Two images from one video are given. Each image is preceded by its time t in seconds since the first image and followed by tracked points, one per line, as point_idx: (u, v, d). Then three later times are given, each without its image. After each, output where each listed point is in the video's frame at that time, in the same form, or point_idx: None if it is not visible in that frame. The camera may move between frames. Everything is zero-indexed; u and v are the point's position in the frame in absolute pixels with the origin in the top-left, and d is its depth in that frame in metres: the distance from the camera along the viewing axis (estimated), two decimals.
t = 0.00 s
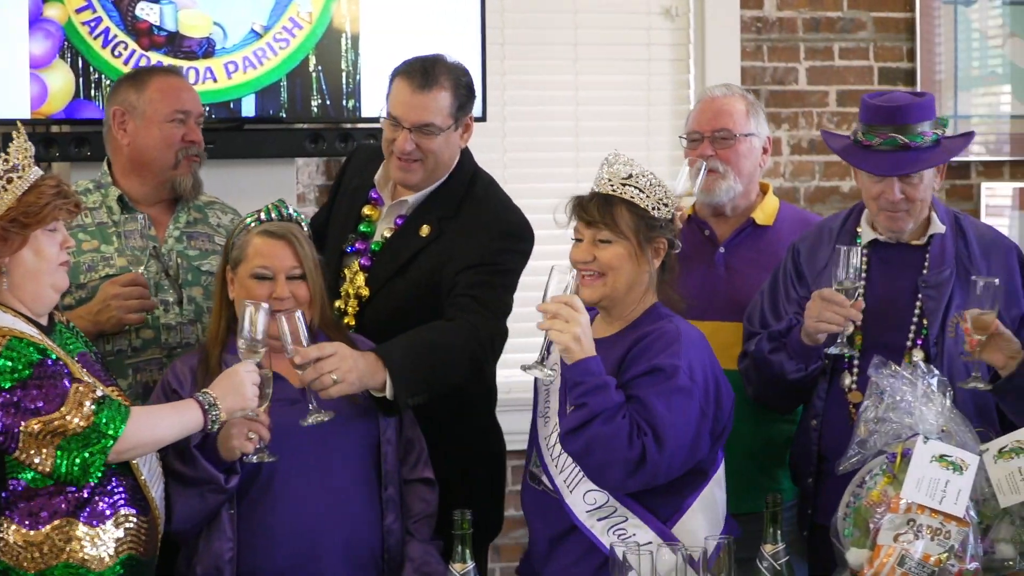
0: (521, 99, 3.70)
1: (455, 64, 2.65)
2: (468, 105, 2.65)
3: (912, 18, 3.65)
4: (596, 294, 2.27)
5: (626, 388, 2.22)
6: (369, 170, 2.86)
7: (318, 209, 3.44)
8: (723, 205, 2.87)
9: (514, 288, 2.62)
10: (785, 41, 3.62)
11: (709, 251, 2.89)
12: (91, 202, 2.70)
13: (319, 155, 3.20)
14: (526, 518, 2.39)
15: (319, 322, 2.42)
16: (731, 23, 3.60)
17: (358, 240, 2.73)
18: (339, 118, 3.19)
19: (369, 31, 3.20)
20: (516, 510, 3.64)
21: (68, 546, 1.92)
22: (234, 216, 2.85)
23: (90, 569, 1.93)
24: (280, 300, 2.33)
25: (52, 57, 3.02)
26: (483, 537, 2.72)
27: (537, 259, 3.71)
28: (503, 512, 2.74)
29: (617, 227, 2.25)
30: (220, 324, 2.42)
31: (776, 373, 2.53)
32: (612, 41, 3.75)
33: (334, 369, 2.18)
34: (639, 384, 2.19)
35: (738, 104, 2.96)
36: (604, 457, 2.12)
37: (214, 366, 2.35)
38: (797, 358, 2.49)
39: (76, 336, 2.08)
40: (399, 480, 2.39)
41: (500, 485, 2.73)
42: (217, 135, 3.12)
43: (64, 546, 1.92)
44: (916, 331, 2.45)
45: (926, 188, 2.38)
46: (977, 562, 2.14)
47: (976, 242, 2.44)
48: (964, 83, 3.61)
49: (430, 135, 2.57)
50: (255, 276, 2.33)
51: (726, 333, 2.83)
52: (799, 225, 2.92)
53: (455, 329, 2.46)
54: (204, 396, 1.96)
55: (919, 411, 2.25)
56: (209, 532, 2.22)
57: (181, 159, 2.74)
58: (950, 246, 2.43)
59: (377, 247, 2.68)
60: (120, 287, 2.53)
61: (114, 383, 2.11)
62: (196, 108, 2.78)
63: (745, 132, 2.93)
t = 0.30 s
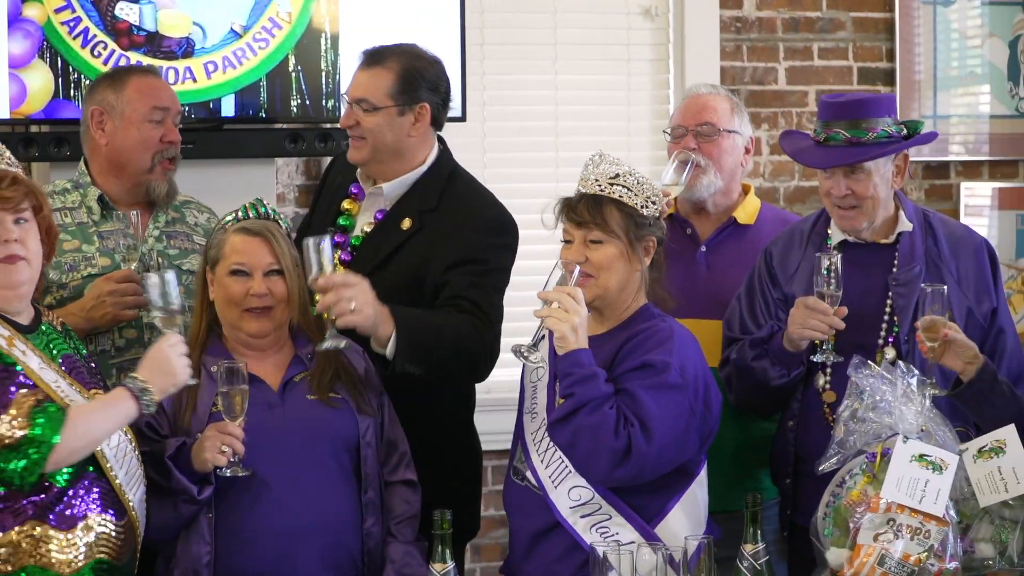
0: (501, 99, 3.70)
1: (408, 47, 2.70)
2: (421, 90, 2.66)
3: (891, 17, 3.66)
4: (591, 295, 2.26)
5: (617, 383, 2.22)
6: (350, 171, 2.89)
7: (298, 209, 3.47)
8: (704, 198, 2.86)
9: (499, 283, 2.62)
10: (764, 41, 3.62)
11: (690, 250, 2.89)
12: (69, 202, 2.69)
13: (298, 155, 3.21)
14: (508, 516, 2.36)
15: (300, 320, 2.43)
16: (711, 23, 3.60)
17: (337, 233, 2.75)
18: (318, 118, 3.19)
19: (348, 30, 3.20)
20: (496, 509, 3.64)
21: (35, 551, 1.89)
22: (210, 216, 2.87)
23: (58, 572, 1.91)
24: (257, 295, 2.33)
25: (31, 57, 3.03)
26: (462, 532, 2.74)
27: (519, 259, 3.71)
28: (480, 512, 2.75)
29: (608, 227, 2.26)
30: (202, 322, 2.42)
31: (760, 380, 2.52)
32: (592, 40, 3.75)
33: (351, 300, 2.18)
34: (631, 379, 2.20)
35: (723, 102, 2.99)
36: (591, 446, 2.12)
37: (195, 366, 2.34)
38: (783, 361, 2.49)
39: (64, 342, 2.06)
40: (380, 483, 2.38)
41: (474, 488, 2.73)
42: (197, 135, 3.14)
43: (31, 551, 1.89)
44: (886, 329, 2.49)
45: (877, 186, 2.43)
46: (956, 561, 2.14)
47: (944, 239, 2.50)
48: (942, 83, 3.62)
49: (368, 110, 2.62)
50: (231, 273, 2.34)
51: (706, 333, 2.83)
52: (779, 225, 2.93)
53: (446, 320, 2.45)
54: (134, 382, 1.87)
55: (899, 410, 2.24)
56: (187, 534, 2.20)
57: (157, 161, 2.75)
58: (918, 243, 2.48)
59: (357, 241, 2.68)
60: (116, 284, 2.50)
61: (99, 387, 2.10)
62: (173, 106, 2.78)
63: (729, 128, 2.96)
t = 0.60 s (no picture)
0: (490, 100, 3.70)
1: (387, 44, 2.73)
2: (402, 83, 2.68)
3: (880, 18, 3.66)
4: (586, 293, 2.27)
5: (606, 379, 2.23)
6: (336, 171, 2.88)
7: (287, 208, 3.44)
8: (695, 195, 2.87)
9: (496, 276, 2.65)
10: (754, 41, 3.62)
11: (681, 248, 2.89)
12: (56, 202, 2.66)
13: (288, 155, 3.19)
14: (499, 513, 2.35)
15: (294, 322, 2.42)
16: (700, 23, 3.60)
17: (320, 229, 2.76)
18: (308, 118, 3.18)
19: (338, 29, 3.20)
20: (487, 510, 3.64)
21: None
22: (193, 215, 2.89)
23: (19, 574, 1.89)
24: (243, 293, 2.32)
25: (20, 57, 3.03)
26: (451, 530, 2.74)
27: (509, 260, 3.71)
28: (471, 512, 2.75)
29: (605, 226, 2.26)
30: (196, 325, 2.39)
31: (759, 379, 2.52)
32: (582, 40, 3.75)
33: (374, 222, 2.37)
34: (622, 376, 2.19)
35: (715, 102, 2.99)
36: (575, 440, 2.13)
37: (190, 368, 2.32)
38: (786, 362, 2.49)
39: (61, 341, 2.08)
40: (374, 484, 2.38)
41: (457, 488, 2.73)
42: (186, 135, 3.13)
43: None
44: (875, 326, 2.51)
45: (857, 180, 2.45)
46: (946, 561, 2.14)
47: (934, 237, 2.51)
48: (932, 83, 3.62)
49: (351, 104, 2.64)
50: (219, 271, 2.33)
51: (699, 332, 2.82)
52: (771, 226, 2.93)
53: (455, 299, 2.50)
54: None
55: (888, 410, 2.24)
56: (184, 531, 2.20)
57: (136, 165, 2.72)
58: (907, 241, 2.48)
59: (345, 236, 2.72)
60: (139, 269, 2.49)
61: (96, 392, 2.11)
62: (156, 108, 2.76)
63: (721, 127, 2.96)
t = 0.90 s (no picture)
0: (488, 99, 3.70)
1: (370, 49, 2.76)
2: (379, 82, 2.72)
3: (878, 17, 3.66)
4: (592, 292, 2.28)
5: (607, 377, 2.23)
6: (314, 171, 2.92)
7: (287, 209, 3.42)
8: (690, 189, 2.88)
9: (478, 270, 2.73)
10: (751, 41, 3.62)
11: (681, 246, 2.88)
12: (54, 198, 2.65)
13: (285, 154, 3.19)
14: (501, 505, 2.43)
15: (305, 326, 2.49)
16: (697, 23, 3.60)
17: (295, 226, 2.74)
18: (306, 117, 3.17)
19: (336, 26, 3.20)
20: (483, 509, 3.63)
21: None
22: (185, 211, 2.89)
23: None
24: (251, 293, 2.33)
25: (17, 57, 3.02)
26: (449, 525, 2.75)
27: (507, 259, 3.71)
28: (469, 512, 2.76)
29: (609, 224, 2.26)
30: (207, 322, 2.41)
31: (754, 377, 2.52)
32: (579, 40, 3.75)
33: (311, 232, 2.41)
34: (621, 373, 2.20)
35: (715, 101, 3.00)
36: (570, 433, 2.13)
37: (206, 366, 2.33)
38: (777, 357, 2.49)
39: (59, 342, 2.07)
40: (380, 487, 2.45)
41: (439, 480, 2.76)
42: (184, 135, 3.14)
43: None
44: (872, 324, 2.51)
45: (854, 177, 2.46)
46: (943, 561, 2.14)
47: (932, 236, 2.51)
48: (929, 82, 3.62)
49: (335, 106, 2.66)
50: (226, 274, 2.35)
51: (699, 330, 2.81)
52: (769, 226, 2.94)
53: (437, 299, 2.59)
54: None
55: (885, 410, 2.25)
56: (195, 529, 2.25)
57: (132, 160, 2.70)
58: (906, 240, 2.49)
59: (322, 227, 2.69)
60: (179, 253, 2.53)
61: (94, 393, 2.09)
62: (147, 107, 2.75)
63: (721, 126, 2.97)
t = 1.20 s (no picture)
0: (482, 99, 3.71)
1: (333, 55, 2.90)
2: (346, 82, 2.87)
3: (872, 18, 3.66)
4: (592, 292, 2.29)
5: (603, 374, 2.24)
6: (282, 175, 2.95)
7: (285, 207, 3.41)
8: (683, 182, 2.89)
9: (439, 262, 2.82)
10: (745, 40, 3.62)
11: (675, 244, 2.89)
12: (54, 198, 2.63)
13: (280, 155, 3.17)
14: (500, 499, 2.45)
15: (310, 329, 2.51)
16: (691, 23, 3.60)
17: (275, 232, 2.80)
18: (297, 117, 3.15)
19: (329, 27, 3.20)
20: (477, 510, 3.63)
21: None
22: (176, 211, 2.91)
23: None
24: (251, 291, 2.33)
25: (11, 56, 3.01)
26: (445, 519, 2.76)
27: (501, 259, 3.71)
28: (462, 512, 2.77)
29: (610, 222, 2.27)
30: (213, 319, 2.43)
31: (742, 367, 2.51)
32: (574, 40, 3.75)
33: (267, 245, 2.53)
34: (617, 369, 2.20)
35: (711, 101, 3.01)
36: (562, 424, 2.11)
37: (208, 364, 2.35)
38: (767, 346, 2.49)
39: (54, 343, 2.06)
40: (380, 491, 2.48)
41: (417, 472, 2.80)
42: (177, 135, 3.12)
43: None
44: (868, 322, 2.50)
45: (848, 175, 2.47)
46: (937, 561, 2.14)
47: (929, 234, 2.53)
48: (923, 83, 3.62)
49: (310, 106, 2.78)
50: (227, 272, 2.37)
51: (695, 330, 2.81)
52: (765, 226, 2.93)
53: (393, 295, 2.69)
54: None
55: (880, 410, 2.25)
56: (192, 525, 2.28)
57: (131, 160, 2.71)
58: (902, 237, 2.50)
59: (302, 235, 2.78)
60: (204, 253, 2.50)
61: (88, 398, 2.09)
62: (144, 109, 2.77)
63: (717, 123, 2.97)
